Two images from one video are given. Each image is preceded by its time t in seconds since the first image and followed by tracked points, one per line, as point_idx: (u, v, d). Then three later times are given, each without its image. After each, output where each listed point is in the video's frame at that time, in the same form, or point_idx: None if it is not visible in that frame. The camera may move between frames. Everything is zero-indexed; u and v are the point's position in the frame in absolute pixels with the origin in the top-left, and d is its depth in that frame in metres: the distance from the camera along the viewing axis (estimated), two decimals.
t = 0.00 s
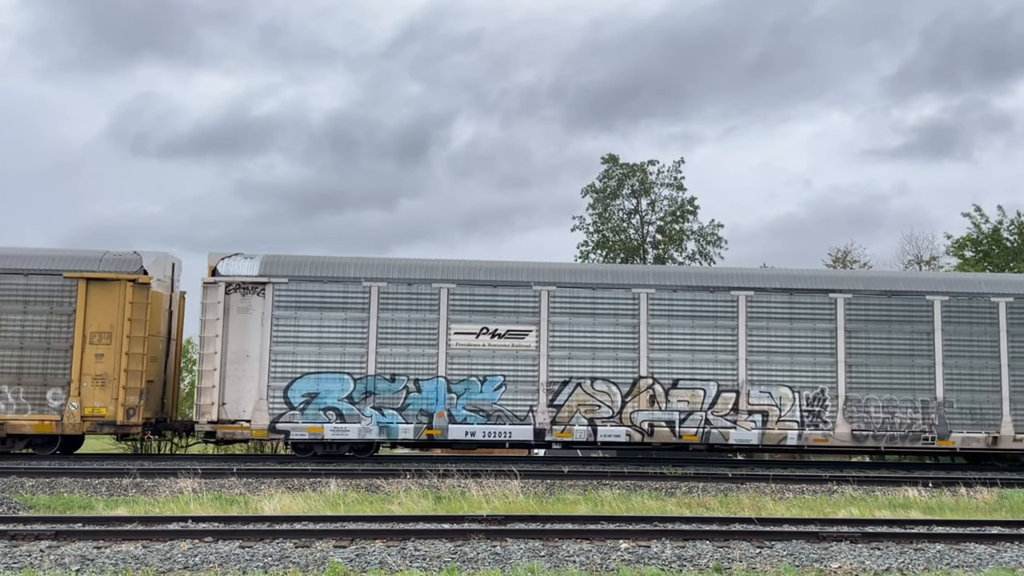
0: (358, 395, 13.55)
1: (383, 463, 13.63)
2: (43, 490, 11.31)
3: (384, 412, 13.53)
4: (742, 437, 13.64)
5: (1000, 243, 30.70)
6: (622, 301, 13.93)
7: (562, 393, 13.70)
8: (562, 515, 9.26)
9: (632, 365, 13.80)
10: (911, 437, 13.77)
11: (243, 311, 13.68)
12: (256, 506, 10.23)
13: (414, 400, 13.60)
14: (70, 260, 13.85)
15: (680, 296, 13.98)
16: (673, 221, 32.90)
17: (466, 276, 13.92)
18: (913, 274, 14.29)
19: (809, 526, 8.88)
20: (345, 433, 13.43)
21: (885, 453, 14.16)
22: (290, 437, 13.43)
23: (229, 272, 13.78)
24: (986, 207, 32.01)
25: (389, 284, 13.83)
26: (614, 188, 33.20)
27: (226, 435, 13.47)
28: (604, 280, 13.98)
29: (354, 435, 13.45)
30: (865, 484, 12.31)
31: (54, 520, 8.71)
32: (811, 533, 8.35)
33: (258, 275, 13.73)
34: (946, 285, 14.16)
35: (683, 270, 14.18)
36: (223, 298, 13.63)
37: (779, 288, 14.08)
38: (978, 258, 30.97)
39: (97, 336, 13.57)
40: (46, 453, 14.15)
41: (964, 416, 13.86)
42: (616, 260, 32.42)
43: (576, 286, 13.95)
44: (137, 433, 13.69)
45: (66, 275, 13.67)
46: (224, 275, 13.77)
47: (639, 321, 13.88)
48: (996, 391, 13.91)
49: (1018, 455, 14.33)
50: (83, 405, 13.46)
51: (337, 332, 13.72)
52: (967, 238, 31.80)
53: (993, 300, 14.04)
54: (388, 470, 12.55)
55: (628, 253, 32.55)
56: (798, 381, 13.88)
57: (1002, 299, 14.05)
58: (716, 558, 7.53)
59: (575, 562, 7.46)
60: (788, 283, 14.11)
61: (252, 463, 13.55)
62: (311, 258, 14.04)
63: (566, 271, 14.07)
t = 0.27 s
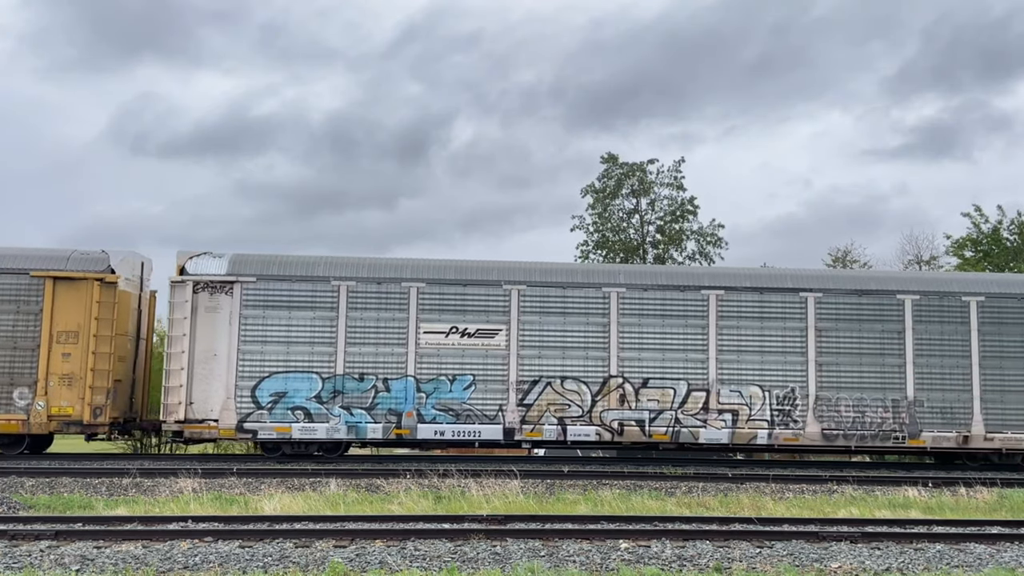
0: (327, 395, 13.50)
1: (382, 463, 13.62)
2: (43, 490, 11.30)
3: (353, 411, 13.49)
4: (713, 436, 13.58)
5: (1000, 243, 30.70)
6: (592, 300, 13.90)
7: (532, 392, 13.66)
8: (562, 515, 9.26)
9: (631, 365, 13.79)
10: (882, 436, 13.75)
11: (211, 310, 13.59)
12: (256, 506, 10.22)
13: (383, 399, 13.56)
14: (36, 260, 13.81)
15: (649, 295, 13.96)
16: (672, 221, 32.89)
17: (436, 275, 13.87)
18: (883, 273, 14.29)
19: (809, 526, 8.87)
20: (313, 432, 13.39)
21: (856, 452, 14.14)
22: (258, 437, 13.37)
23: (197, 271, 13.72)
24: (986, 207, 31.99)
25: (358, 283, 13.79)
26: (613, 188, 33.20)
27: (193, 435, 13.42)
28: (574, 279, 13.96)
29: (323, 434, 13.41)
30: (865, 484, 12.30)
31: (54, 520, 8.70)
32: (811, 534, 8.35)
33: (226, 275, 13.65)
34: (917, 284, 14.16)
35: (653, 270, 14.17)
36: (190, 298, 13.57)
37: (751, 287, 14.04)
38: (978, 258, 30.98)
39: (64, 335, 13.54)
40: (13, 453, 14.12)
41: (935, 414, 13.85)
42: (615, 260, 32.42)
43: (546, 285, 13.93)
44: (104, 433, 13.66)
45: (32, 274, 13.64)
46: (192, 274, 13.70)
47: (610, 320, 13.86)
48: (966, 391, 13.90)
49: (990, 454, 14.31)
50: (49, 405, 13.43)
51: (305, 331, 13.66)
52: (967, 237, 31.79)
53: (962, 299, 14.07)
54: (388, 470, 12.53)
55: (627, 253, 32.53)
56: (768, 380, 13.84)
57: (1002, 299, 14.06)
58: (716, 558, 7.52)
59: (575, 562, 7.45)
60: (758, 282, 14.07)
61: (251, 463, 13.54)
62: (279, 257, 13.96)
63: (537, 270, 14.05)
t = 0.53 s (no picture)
0: (295, 394, 13.46)
1: (382, 463, 13.61)
2: (43, 490, 11.30)
3: (321, 411, 13.44)
4: (683, 436, 13.56)
5: (1000, 243, 30.70)
6: (562, 300, 13.86)
7: (502, 391, 13.63)
8: (562, 515, 9.26)
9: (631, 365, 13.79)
10: (852, 436, 13.75)
11: (178, 309, 13.56)
12: (256, 506, 10.22)
13: (352, 398, 13.52)
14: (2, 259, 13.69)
15: (619, 294, 13.92)
16: (672, 221, 32.88)
17: (406, 274, 13.81)
18: (855, 272, 14.27)
19: (809, 526, 8.87)
20: (281, 431, 13.35)
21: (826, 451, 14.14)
22: (226, 436, 13.32)
23: (164, 270, 13.67)
24: (986, 207, 31.97)
25: (326, 282, 13.72)
26: (612, 188, 33.20)
27: (160, 434, 13.38)
28: (545, 278, 13.94)
29: (291, 434, 13.37)
30: (865, 484, 12.30)
31: (54, 519, 8.70)
32: (811, 534, 8.35)
33: (193, 273, 13.60)
34: (889, 284, 14.16)
35: (624, 269, 14.14)
36: (158, 297, 13.53)
37: (722, 286, 14.01)
38: (978, 258, 30.99)
39: (30, 334, 13.45)
40: None
41: (906, 414, 13.84)
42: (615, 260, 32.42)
43: (517, 284, 13.89)
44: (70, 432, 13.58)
45: None
46: (160, 273, 13.66)
47: (580, 319, 13.82)
48: (938, 391, 13.88)
49: (962, 454, 14.29)
50: (15, 404, 13.32)
51: (274, 330, 13.60)
52: (967, 237, 31.78)
53: (934, 298, 14.07)
54: (388, 470, 12.53)
55: (627, 253, 32.53)
56: (739, 379, 13.84)
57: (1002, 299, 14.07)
58: (716, 559, 7.52)
59: (575, 562, 7.45)
60: (729, 281, 14.05)
61: (252, 463, 13.53)
62: (248, 256, 13.90)
63: (507, 269, 14.00)
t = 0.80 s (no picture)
0: (262, 393, 13.37)
1: (382, 463, 13.61)
2: (43, 490, 11.30)
3: (289, 410, 13.37)
4: (653, 435, 13.52)
5: (1000, 243, 30.70)
6: (532, 299, 13.81)
7: (471, 391, 13.57)
8: (562, 515, 9.26)
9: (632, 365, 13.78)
10: (822, 435, 13.72)
11: (146, 309, 13.43)
12: (256, 506, 10.22)
13: (320, 398, 13.43)
14: None
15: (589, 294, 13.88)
16: (672, 221, 32.86)
17: (376, 274, 13.74)
18: (825, 270, 14.25)
19: (809, 526, 8.87)
20: (249, 431, 13.28)
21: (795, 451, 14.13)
22: (193, 436, 13.22)
23: (132, 269, 13.54)
24: (986, 207, 31.92)
25: (295, 281, 13.64)
26: (612, 188, 33.18)
27: (127, 434, 13.27)
28: (515, 277, 13.88)
29: (258, 433, 13.29)
30: (865, 484, 12.30)
31: (54, 519, 8.70)
32: (811, 534, 8.35)
33: (162, 273, 13.48)
34: (860, 282, 14.15)
35: (595, 268, 14.11)
36: (126, 296, 13.40)
37: (693, 285, 13.99)
38: (978, 258, 30.97)
39: None
40: None
41: (876, 413, 13.83)
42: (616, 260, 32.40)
43: (487, 283, 13.83)
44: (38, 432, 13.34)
45: None
46: (128, 272, 13.53)
47: (550, 318, 13.77)
48: (909, 390, 13.87)
49: (933, 454, 14.28)
50: None
51: (242, 329, 13.50)
52: (967, 237, 31.76)
53: (904, 297, 14.06)
54: (388, 470, 12.52)
55: (627, 253, 32.52)
56: (709, 378, 13.81)
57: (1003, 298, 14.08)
58: (716, 558, 7.52)
59: (575, 562, 7.45)
60: (699, 280, 14.03)
61: (252, 463, 13.53)
62: (217, 256, 13.81)
63: (477, 269, 13.94)
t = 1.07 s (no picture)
0: (224, 393, 13.36)
1: (382, 463, 13.60)
2: (43, 490, 11.30)
3: (251, 410, 13.34)
4: (617, 435, 13.53)
5: (1000, 243, 30.70)
6: (496, 299, 13.79)
7: (434, 391, 13.57)
8: (562, 515, 9.26)
9: (631, 366, 13.79)
10: (787, 435, 13.71)
11: (107, 308, 13.44)
12: (256, 506, 10.23)
13: (282, 398, 13.42)
14: None
15: (552, 293, 13.87)
16: (672, 221, 32.85)
17: (372, 274, 13.77)
18: (807, 269, 14.26)
19: (809, 526, 8.87)
20: (210, 431, 13.26)
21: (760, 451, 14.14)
22: (154, 436, 13.23)
23: (93, 269, 13.52)
24: (986, 206, 31.89)
25: (257, 280, 13.63)
26: (612, 188, 33.18)
27: (87, 434, 13.26)
28: (479, 276, 13.86)
29: (220, 433, 13.27)
30: (865, 484, 12.31)
31: (54, 519, 8.70)
32: (811, 534, 8.35)
33: (123, 272, 13.47)
34: (824, 282, 14.14)
35: (560, 267, 14.10)
36: (86, 295, 13.39)
37: (658, 285, 13.97)
38: (978, 258, 30.95)
39: None
40: None
41: (841, 413, 13.83)
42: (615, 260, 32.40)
43: (450, 283, 13.81)
44: None
45: None
46: (89, 271, 13.52)
47: (514, 317, 13.75)
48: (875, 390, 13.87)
49: (898, 453, 14.28)
50: None
51: (203, 328, 13.49)
52: (967, 237, 31.76)
53: (869, 297, 14.06)
54: (388, 470, 12.53)
55: (627, 253, 32.53)
56: (674, 378, 13.80)
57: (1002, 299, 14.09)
58: (716, 558, 7.52)
59: (575, 562, 7.45)
60: (664, 279, 14.02)
61: (252, 463, 13.54)
62: (179, 254, 13.79)
63: (441, 268, 13.92)
